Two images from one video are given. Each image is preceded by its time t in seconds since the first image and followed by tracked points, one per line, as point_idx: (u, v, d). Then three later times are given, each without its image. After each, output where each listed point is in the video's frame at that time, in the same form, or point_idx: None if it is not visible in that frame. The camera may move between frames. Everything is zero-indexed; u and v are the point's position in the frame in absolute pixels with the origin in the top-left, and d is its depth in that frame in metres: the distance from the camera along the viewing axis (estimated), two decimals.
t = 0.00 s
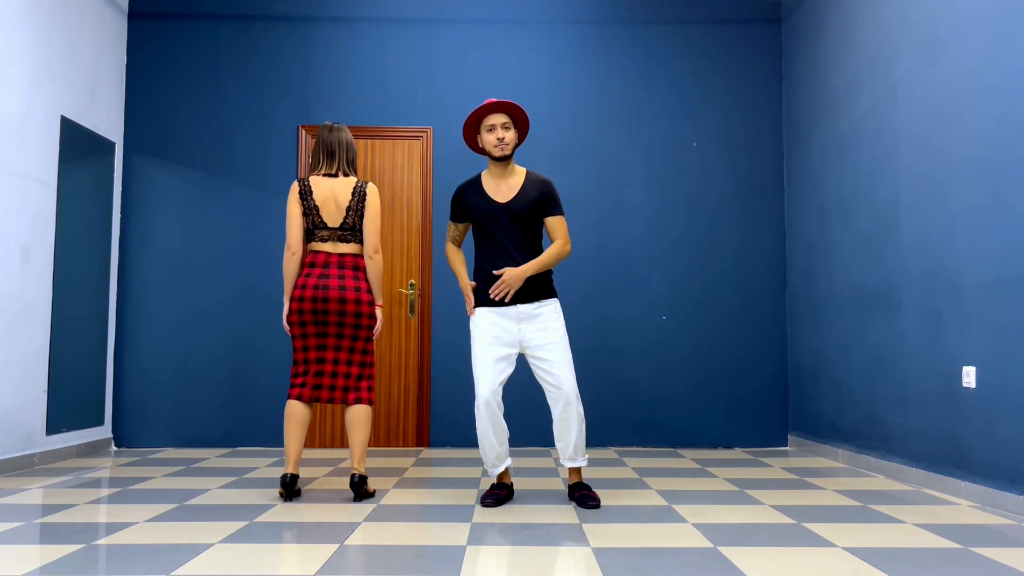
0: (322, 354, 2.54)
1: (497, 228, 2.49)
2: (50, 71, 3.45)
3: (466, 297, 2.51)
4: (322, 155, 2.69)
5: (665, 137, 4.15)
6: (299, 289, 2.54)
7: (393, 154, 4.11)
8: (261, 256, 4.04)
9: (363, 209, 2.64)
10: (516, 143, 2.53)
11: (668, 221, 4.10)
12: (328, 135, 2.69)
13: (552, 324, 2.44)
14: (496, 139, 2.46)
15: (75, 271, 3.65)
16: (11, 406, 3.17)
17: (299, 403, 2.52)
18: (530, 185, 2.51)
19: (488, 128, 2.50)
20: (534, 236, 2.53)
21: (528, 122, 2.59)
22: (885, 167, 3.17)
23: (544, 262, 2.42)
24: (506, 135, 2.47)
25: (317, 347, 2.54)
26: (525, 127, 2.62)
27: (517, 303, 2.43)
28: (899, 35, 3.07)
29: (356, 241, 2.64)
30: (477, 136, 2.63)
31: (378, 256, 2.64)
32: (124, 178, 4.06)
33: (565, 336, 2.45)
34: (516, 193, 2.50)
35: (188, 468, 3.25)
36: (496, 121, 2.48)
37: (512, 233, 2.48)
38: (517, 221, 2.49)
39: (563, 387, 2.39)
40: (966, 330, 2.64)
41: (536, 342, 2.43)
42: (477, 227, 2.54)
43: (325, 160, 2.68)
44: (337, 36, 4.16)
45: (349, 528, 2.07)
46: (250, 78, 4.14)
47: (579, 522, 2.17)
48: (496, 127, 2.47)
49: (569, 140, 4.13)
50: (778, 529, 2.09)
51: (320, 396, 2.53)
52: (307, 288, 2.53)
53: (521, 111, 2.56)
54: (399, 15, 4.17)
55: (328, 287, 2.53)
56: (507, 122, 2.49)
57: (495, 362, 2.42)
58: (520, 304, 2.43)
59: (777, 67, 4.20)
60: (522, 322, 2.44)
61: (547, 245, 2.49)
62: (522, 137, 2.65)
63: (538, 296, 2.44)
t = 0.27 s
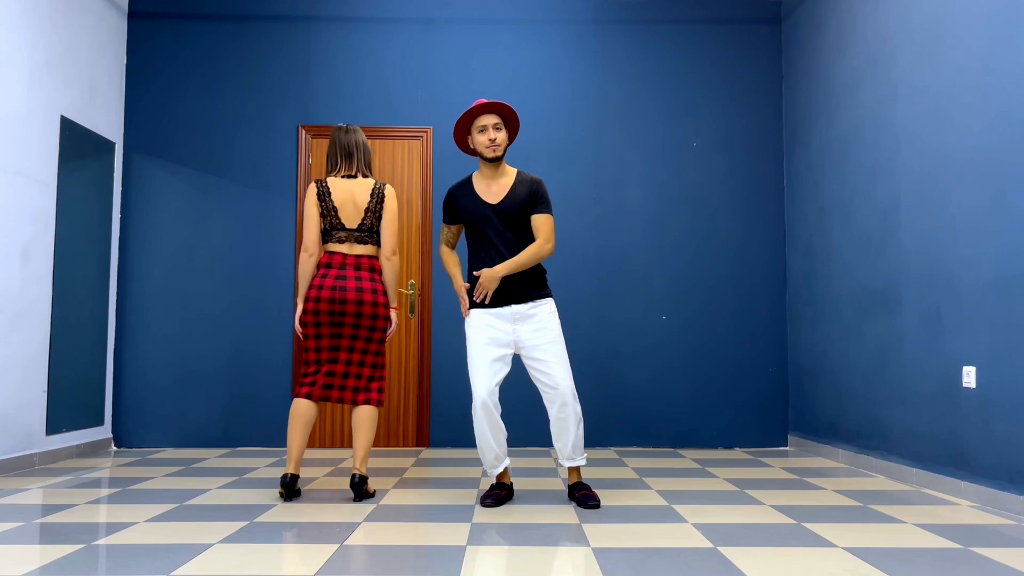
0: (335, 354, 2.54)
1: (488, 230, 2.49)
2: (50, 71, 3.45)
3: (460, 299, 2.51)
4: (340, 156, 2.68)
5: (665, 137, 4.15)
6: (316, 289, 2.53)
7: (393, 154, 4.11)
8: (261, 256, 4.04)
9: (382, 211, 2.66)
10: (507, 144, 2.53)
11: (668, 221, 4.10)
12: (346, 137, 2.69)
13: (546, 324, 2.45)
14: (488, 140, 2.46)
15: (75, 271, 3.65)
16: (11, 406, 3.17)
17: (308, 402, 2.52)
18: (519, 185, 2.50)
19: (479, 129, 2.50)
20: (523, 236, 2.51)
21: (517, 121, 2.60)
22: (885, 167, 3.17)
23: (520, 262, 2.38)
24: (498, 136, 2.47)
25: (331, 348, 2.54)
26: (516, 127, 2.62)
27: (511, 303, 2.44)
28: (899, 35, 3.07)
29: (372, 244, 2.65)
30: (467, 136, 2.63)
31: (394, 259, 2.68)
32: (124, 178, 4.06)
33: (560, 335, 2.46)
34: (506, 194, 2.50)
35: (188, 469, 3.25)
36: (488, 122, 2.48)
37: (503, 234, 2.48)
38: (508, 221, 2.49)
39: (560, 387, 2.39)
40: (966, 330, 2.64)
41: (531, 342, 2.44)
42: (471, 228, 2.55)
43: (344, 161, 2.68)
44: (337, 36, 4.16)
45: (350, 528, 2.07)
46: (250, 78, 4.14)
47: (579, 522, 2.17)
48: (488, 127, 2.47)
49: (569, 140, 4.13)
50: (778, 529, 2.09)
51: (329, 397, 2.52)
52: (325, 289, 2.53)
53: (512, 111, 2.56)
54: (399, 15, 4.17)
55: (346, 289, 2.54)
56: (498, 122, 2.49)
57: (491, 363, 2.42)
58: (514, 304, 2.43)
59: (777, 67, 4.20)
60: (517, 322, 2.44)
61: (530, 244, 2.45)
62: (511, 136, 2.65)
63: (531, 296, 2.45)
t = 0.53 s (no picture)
0: (343, 355, 2.55)
1: (484, 230, 2.49)
2: (50, 71, 3.45)
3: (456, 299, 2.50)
4: (353, 157, 2.68)
5: (665, 137, 4.15)
6: (327, 290, 2.53)
7: (393, 154, 4.11)
8: (261, 256, 4.04)
9: (394, 212, 2.66)
10: (503, 144, 2.54)
11: (668, 221, 4.10)
12: (359, 138, 2.69)
13: (543, 324, 2.44)
14: (484, 140, 2.46)
15: (75, 271, 3.65)
16: (11, 406, 3.17)
17: (313, 402, 2.52)
18: (514, 185, 2.50)
19: (476, 129, 2.50)
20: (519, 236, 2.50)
21: (513, 121, 2.60)
22: (885, 167, 3.17)
23: (517, 261, 2.37)
24: (494, 136, 2.47)
25: (340, 348, 2.54)
26: (511, 128, 2.63)
27: (508, 304, 2.43)
28: (899, 35, 3.07)
29: (383, 245, 2.65)
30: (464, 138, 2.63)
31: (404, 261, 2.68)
32: (124, 178, 4.06)
33: (557, 335, 2.45)
34: (502, 194, 2.50)
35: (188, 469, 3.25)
36: (484, 122, 2.48)
37: (499, 234, 2.48)
38: (504, 222, 2.48)
39: (558, 388, 2.39)
40: (966, 330, 2.64)
41: (528, 342, 2.44)
42: (466, 228, 2.55)
43: (356, 162, 2.68)
44: (337, 36, 4.16)
45: (349, 528, 2.07)
46: (250, 78, 4.13)
47: (579, 522, 2.17)
48: (484, 127, 2.47)
49: (569, 140, 4.13)
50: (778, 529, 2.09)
51: (336, 397, 2.52)
52: (336, 290, 2.52)
53: (507, 112, 2.57)
54: (399, 15, 4.17)
55: (357, 290, 2.54)
56: (494, 123, 2.49)
57: (489, 364, 2.42)
58: (511, 304, 2.43)
59: (777, 66, 4.20)
60: (514, 323, 2.44)
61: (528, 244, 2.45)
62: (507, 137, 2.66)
63: (528, 296, 2.44)
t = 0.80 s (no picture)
0: (349, 355, 2.55)
1: (482, 230, 2.49)
2: (50, 71, 3.45)
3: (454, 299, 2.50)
4: (359, 156, 2.68)
5: (665, 137, 4.15)
6: (334, 290, 2.53)
7: (393, 154, 4.11)
8: (261, 256, 4.04)
9: (399, 212, 2.67)
10: (501, 143, 2.54)
11: (668, 221, 4.10)
12: (365, 137, 2.69)
13: (542, 324, 2.44)
14: (482, 139, 2.46)
15: (75, 271, 3.65)
16: (11, 406, 3.17)
17: (317, 401, 2.52)
18: (513, 186, 2.50)
19: (474, 127, 2.49)
20: (518, 237, 2.51)
21: (510, 119, 2.60)
22: (885, 167, 3.17)
23: (517, 261, 2.37)
24: (492, 135, 2.47)
25: (346, 348, 2.54)
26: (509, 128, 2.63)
27: (507, 304, 2.43)
28: (899, 35, 3.07)
29: (389, 244, 2.65)
30: (461, 137, 2.62)
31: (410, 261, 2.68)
32: (124, 179, 4.06)
33: (556, 335, 2.45)
34: (500, 194, 2.50)
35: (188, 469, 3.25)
36: (482, 121, 2.48)
37: (497, 235, 2.48)
38: (502, 222, 2.49)
39: (557, 388, 2.39)
40: (966, 330, 2.64)
41: (527, 342, 2.43)
42: (464, 229, 2.54)
43: (362, 161, 2.68)
44: (337, 36, 4.16)
45: (349, 528, 2.07)
46: (250, 78, 4.13)
47: (579, 522, 2.17)
48: (483, 126, 2.47)
49: (569, 140, 4.13)
50: (778, 529, 2.09)
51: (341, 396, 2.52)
52: (343, 290, 2.52)
53: (506, 112, 2.57)
54: (399, 15, 4.17)
55: (363, 290, 2.54)
56: (492, 121, 2.49)
57: (488, 364, 2.42)
58: (509, 305, 2.43)
59: (777, 66, 4.20)
60: (513, 323, 2.44)
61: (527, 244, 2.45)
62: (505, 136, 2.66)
63: (527, 297, 2.44)
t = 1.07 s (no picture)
0: (351, 354, 2.55)
1: (481, 230, 2.49)
2: (50, 71, 3.45)
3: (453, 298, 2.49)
4: (361, 156, 2.68)
5: (664, 137, 4.15)
6: (335, 290, 2.53)
7: (394, 154, 4.11)
8: (261, 256, 4.04)
9: (401, 212, 2.66)
10: (499, 145, 2.54)
11: (668, 222, 4.10)
12: (368, 137, 2.69)
13: (541, 324, 2.44)
14: (480, 140, 2.46)
15: (75, 271, 3.65)
16: (11, 406, 3.17)
17: (318, 400, 2.52)
18: (512, 186, 2.50)
19: (472, 129, 2.50)
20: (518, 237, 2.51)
21: (508, 120, 2.60)
22: (885, 167, 3.17)
23: (517, 260, 2.38)
24: (490, 136, 2.47)
25: (348, 348, 2.54)
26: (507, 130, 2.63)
27: (506, 304, 2.43)
28: (899, 35, 3.07)
29: (391, 244, 2.65)
30: (460, 138, 2.63)
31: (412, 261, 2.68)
32: (124, 179, 4.06)
33: (555, 336, 2.45)
34: (499, 194, 2.50)
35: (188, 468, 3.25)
36: (480, 122, 2.48)
37: (496, 235, 2.48)
38: (501, 222, 2.49)
39: (556, 388, 2.39)
40: (966, 330, 2.64)
41: (526, 343, 2.43)
42: (463, 229, 2.54)
43: (365, 161, 2.68)
44: (337, 36, 4.16)
45: (350, 528, 2.07)
46: (250, 78, 4.14)
47: (579, 522, 2.17)
48: (480, 128, 2.47)
49: (569, 140, 4.13)
50: (778, 529, 2.09)
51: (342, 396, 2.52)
52: (344, 290, 2.52)
53: (504, 113, 2.58)
54: (399, 15, 4.17)
55: (365, 290, 2.54)
56: (491, 123, 2.49)
57: (487, 364, 2.42)
58: (508, 305, 2.43)
59: (777, 66, 4.20)
60: (512, 323, 2.44)
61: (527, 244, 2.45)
62: (504, 136, 2.66)
63: (527, 297, 2.45)
